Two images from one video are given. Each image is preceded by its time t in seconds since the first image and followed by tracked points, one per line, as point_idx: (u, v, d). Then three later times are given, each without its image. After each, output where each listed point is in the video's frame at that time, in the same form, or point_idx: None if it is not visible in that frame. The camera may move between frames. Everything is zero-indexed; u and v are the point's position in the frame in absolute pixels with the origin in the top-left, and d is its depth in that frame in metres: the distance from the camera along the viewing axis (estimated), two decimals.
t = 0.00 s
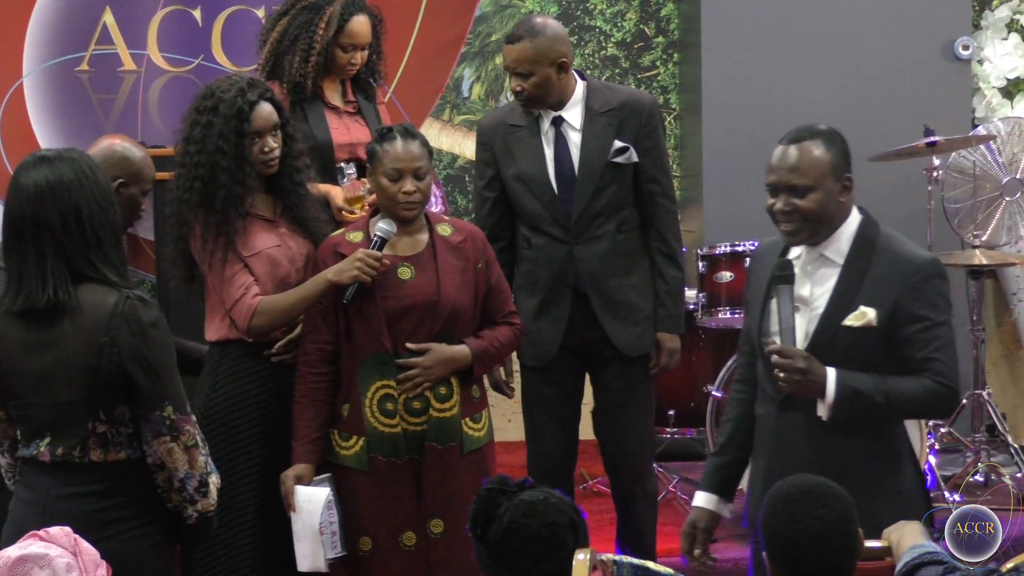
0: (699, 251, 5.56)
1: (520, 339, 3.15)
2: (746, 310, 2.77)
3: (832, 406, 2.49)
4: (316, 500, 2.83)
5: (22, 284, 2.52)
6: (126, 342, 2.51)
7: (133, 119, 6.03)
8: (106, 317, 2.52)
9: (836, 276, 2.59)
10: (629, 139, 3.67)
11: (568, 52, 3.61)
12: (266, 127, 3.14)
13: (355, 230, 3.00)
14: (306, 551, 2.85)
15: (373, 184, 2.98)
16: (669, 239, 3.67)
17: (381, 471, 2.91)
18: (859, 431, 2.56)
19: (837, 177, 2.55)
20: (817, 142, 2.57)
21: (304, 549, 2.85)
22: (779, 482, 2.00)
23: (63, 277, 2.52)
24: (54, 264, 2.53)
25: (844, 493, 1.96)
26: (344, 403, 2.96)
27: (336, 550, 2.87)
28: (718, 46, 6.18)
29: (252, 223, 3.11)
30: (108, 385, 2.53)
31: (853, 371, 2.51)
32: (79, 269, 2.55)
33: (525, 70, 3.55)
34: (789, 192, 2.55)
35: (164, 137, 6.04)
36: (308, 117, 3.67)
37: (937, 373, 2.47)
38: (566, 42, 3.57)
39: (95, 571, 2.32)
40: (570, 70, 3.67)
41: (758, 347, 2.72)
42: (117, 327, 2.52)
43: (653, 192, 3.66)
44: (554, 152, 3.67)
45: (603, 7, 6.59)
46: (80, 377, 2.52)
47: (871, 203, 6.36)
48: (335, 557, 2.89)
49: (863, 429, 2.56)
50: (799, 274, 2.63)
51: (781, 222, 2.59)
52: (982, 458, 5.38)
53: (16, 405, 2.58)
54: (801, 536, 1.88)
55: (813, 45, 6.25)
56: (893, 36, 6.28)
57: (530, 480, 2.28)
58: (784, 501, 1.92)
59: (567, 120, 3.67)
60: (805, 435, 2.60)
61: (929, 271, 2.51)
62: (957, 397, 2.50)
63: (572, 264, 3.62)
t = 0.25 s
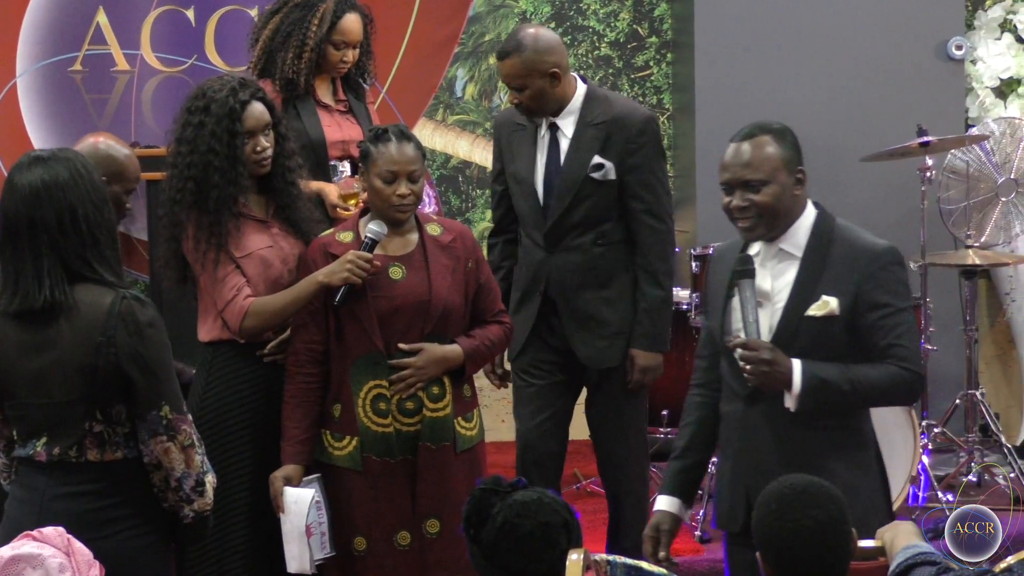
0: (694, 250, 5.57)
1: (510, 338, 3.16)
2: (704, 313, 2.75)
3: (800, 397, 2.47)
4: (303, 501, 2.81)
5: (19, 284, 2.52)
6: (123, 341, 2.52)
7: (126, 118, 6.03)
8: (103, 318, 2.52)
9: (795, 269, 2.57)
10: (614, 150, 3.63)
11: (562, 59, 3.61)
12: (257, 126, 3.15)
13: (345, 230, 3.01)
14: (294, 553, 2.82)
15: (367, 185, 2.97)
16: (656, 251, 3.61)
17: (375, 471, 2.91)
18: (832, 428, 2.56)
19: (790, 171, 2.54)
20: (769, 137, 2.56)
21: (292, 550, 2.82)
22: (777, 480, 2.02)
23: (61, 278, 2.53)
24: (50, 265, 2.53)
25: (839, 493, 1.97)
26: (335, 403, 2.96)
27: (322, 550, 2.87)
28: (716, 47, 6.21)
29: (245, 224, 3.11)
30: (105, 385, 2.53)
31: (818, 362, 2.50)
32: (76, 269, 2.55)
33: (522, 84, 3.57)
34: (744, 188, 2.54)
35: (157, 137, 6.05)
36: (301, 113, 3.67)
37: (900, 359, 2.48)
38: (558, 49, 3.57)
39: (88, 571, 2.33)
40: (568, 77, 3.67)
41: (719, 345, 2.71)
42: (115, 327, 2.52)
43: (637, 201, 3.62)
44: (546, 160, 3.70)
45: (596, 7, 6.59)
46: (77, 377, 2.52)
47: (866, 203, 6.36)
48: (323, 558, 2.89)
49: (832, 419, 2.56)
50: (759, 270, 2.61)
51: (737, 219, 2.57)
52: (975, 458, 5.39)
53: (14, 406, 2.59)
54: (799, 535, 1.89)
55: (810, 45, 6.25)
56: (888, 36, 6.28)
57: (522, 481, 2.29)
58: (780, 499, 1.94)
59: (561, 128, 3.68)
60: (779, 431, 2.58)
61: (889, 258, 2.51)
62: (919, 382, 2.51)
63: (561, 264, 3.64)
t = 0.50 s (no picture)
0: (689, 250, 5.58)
1: (502, 338, 3.17)
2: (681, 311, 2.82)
3: (760, 388, 2.52)
4: (307, 499, 2.78)
5: (14, 284, 2.52)
6: (119, 341, 2.53)
7: (120, 119, 6.04)
8: (99, 319, 2.53)
9: (762, 264, 2.62)
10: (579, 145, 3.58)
11: (523, 59, 3.58)
12: (250, 126, 3.15)
13: (337, 230, 3.01)
14: (299, 551, 2.79)
15: (359, 186, 2.97)
16: (629, 247, 3.56)
17: (367, 472, 2.91)
18: (801, 426, 2.59)
19: (756, 166, 2.61)
20: (736, 134, 2.64)
21: (297, 548, 2.80)
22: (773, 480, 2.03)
23: (56, 278, 2.53)
24: (46, 265, 2.53)
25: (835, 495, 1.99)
26: (328, 404, 2.95)
27: (326, 551, 2.83)
28: (711, 46, 6.21)
29: (238, 225, 3.12)
30: (101, 385, 2.54)
31: (779, 355, 2.54)
32: (72, 269, 2.56)
33: (481, 87, 3.56)
34: (710, 185, 2.61)
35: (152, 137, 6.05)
36: (296, 112, 3.66)
37: (864, 354, 2.51)
38: (512, 49, 3.54)
39: (84, 571, 2.38)
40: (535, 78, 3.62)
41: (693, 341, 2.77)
42: (111, 327, 2.53)
43: (603, 195, 3.55)
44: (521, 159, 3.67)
45: (591, 7, 6.60)
46: (73, 377, 2.53)
47: (862, 203, 6.37)
48: (328, 557, 2.85)
49: (800, 413, 2.59)
50: (726, 264, 2.68)
51: (704, 215, 2.64)
52: (970, 459, 5.40)
53: (9, 406, 2.59)
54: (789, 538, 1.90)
55: (804, 45, 6.26)
56: (880, 37, 6.31)
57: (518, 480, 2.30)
58: (776, 500, 1.95)
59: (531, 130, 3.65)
60: (760, 427, 2.61)
61: (853, 254, 2.55)
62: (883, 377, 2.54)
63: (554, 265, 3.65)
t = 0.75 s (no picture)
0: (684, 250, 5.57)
1: (495, 337, 3.18)
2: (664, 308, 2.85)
3: (709, 385, 2.54)
4: (296, 502, 2.78)
5: (10, 283, 2.53)
6: (114, 340, 2.53)
7: (113, 120, 6.03)
8: (93, 318, 2.53)
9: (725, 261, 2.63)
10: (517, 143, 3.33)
11: (460, 70, 3.43)
12: (242, 125, 3.16)
13: (330, 231, 3.02)
14: (289, 554, 2.79)
15: (353, 187, 2.96)
16: (575, 244, 3.34)
17: (359, 472, 2.91)
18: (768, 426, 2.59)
19: (727, 165, 2.64)
20: (707, 133, 2.66)
21: (287, 552, 2.80)
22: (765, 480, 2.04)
23: (52, 277, 2.53)
24: (42, 264, 2.53)
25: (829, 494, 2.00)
26: (320, 405, 2.95)
27: (315, 552, 2.83)
28: (705, 45, 6.20)
29: (230, 224, 3.11)
30: (95, 385, 2.54)
31: (731, 354, 2.55)
32: (67, 268, 2.56)
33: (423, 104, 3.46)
34: (681, 184, 2.64)
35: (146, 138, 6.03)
36: (292, 111, 3.66)
37: (812, 353, 2.49)
38: (441, 62, 3.40)
39: (79, 571, 2.36)
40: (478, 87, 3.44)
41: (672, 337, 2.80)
42: (105, 327, 2.53)
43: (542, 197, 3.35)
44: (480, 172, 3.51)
45: (585, 7, 6.59)
46: (68, 376, 2.53)
47: (857, 202, 6.37)
48: (316, 558, 2.85)
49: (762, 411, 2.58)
50: (698, 261, 2.70)
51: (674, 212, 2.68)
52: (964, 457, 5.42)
53: (5, 405, 2.59)
54: (782, 535, 1.91)
55: (798, 44, 6.27)
56: (874, 36, 6.31)
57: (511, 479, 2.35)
58: (768, 499, 1.96)
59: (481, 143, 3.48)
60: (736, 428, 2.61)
61: (807, 252, 2.53)
62: (837, 377, 2.50)
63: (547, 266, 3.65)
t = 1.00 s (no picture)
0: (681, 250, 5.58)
1: (490, 338, 3.18)
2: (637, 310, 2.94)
3: (666, 389, 2.64)
4: (285, 502, 2.79)
5: (6, 283, 2.53)
6: (112, 342, 2.54)
7: (110, 121, 6.02)
8: (89, 318, 2.54)
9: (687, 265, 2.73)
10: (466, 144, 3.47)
11: (414, 83, 3.59)
12: (237, 125, 3.15)
13: (325, 232, 3.01)
14: (277, 556, 2.81)
15: (347, 189, 2.97)
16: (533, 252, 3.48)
17: (352, 473, 2.90)
18: (730, 431, 2.66)
19: (692, 168, 2.72)
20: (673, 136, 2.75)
21: (275, 553, 2.82)
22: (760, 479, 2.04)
23: (48, 277, 2.54)
24: (38, 264, 2.53)
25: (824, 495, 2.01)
26: (315, 406, 2.95)
27: (305, 553, 2.86)
28: (702, 45, 6.18)
29: (225, 224, 3.12)
30: (91, 385, 2.54)
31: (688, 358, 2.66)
32: (64, 268, 2.57)
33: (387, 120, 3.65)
34: (646, 188, 2.73)
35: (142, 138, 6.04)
36: (287, 111, 3.67)
37: (764, 358, 2.56)
38: (393, 79, 3.58)
39: (73, 572, 2.38)
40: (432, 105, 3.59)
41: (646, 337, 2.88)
42: (102, 327, 2.53)
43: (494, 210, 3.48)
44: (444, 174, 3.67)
45: (581, 7, 6.59)
46: (64, 376, 2.53)
47: (853, 201, 6.39)
48: (306, 560, 2.88)
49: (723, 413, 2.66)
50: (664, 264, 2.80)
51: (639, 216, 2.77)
52: (960, 458, 5.41)
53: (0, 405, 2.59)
54: (777, 536, 1.92)
55: (795, 45, 6.26)
56: (871, 36, 6.31)
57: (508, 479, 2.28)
58: (763, 500, 1.96)
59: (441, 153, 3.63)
60: (706, 433, 2.67)
61: (760, 258, 2.61)
62: (789, 382, 2.57)
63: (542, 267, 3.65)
